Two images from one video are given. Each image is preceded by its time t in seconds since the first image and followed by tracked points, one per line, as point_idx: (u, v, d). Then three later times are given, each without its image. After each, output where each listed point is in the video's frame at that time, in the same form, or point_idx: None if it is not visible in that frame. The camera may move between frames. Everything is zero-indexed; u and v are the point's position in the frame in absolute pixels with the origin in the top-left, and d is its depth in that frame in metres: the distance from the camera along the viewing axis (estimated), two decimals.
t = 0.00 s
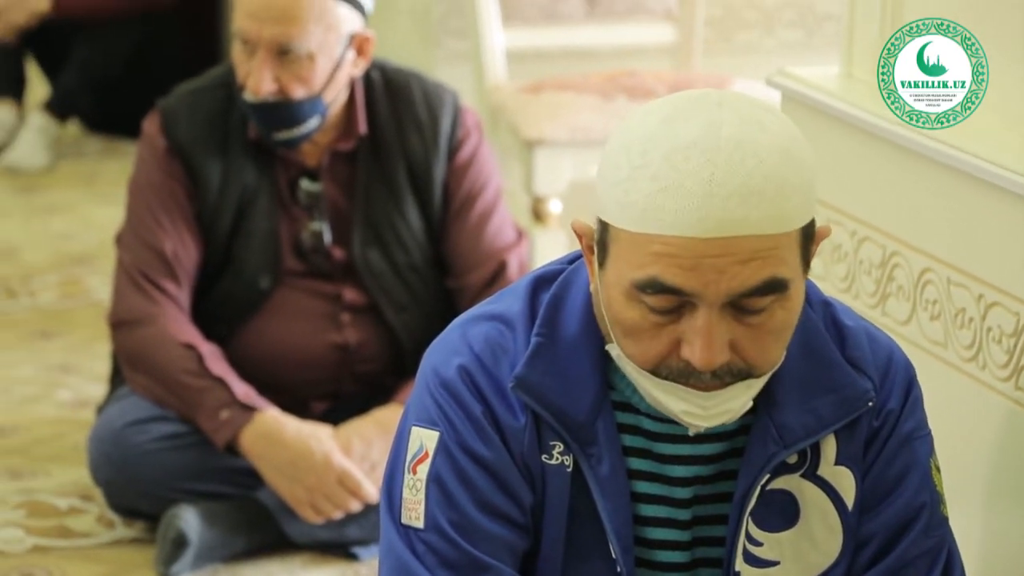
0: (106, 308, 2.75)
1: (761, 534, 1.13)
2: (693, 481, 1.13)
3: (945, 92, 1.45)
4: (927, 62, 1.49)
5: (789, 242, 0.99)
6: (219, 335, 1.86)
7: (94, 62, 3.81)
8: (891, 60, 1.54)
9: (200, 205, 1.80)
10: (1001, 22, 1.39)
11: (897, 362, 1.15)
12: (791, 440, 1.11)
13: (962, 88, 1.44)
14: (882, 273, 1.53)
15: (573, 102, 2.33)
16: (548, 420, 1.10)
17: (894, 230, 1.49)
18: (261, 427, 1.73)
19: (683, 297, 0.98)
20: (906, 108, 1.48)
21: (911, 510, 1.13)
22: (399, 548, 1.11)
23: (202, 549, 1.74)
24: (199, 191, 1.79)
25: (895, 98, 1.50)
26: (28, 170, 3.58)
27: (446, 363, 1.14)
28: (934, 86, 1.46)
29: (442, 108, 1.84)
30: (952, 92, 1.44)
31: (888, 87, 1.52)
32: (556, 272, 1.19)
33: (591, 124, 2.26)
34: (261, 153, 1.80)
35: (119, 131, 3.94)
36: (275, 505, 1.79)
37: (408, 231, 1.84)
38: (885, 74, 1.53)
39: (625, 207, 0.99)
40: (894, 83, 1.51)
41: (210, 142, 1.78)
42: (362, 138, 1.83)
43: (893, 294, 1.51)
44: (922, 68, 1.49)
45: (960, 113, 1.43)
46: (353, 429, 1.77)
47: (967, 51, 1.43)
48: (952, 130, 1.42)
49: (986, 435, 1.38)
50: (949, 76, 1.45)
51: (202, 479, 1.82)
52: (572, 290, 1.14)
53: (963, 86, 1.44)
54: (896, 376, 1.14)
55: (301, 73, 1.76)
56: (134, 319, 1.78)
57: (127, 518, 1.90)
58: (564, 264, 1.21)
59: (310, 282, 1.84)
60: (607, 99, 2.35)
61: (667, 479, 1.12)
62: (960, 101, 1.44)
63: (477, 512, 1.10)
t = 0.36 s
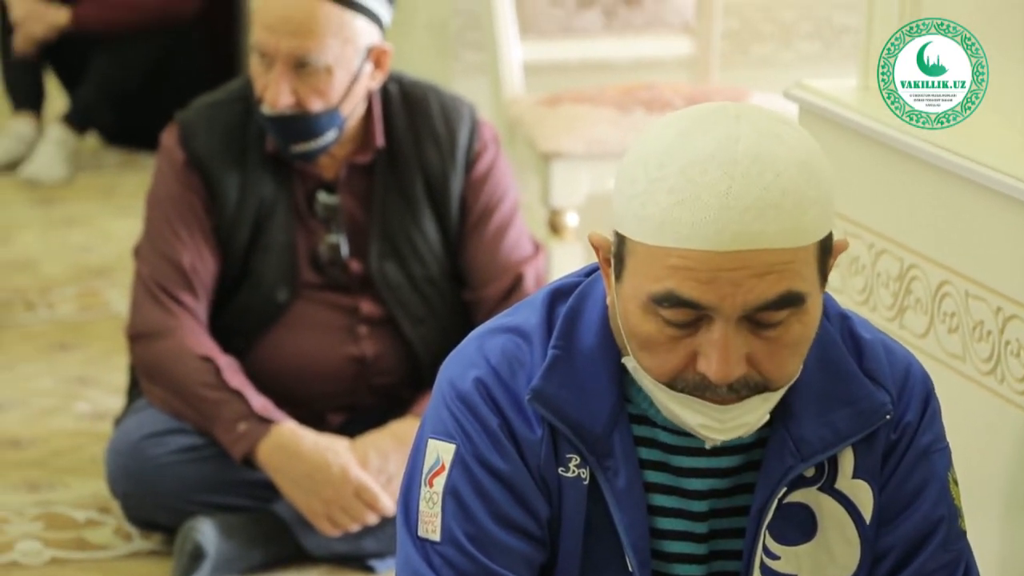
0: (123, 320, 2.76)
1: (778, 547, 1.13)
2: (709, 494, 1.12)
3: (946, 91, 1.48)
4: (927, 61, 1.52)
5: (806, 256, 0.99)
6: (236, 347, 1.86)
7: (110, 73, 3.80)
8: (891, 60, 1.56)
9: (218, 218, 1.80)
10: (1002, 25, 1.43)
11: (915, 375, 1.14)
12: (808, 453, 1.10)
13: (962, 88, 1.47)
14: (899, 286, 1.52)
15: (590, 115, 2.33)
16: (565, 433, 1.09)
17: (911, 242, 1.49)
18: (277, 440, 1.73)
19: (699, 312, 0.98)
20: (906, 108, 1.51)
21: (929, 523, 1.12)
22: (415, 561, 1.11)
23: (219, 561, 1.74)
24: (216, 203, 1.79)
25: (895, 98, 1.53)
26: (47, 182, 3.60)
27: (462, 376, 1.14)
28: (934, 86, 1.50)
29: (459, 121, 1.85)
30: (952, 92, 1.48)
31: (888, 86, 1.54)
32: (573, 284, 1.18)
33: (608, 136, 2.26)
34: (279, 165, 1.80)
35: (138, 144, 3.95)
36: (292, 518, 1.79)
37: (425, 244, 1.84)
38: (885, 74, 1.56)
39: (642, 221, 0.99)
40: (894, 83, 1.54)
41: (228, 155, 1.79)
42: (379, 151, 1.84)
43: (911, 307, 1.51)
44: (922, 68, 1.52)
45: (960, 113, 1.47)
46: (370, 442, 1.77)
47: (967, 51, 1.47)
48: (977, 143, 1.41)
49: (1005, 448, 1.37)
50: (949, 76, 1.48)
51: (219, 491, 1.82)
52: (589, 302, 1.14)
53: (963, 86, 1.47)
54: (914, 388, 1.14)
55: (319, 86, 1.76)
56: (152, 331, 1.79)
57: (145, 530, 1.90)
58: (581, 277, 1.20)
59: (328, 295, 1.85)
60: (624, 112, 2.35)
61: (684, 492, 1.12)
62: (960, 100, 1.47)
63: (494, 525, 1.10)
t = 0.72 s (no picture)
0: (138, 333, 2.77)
1: (792, 562, 1.12)
2: (724, 509, 1.12)
3: (946, 91, 1.50)
4: (927, 62, 1.53)
5: (821, 274, 0.98)
6: (250, 360, 1.86)
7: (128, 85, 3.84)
8: (892, 60, 1.57)
9: (232, 231, 1.80)
10: (1004, 25, 1.44)
11: (929, 390, 1.14)
12: (822, 468, 1.10)
13: (962, 88, 1.49)
14: (914, 300, 1.52)
15: (603, 129, 2.34)
16: (579, 448, 1.09)
17: (926, 256, 1.48)
18: (291, 453, 1.73)
19: (713, 331, 0.98)
20: (907, 108, 1.55)
21: (944, 539, 1.12)
22: None
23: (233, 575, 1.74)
24: (231, 216, 1.79)
25: (895, 98, 1.56)
26: (63, 196, 3.62)
27: (476, 390, 1.13)
28: (934, 86, 1.52)
29: (473, 135, 1.85)
30: (951, 92, 1.50)
31: (888, 86, 1.57)
32: (587, 299, 1.18)
33: (621, 149, 2.27)
34: (294, 179, 1.81)
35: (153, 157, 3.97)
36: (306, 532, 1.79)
37: (440, 258, 1.84)
38: (885, 74, 1.58)
39: (656, 238, 0.99)
40: (894, 83, 1.56)
41: (243, 168, 1.79)
42: (393, 164, 1.84)
43: (926, 321, 1.50)
44: (922, 68, 1.54)
45: (960, 113, 1.49)
46: (384, 455, 1.77)
47: (967, 51, 1.48)
48: (991, 154, 1.40)
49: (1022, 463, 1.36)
50: (949, 76, 1.50)
51: (233, 504, 1.83)
52: (604, 317, 1.14)
53: (963, 86, 1.49)
54: (929, 404, 1.13)
55: (334, 99, 1.77)
56: (167, 344, 1.79)
57: (159, 543, 1.91)
58: (595, 291, 1.20)
59: (342, 308, 1.85)
60: (638, 125, 2.35)
61: (699, 507, 1.12)
62: (960, 100, 1.49)
63: (507, 539, 1.10)
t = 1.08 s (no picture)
0: (150, 347, 2.78)
1: None
2: (736, 525, 1.12)
3: (946, 91, 1.52)
4: (928, 61, 1.53)
5: (831, 289, 0.98)
6: (263, 375, 1.86)
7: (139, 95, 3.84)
8: (892, 60, 1.55)
9: (244, 245, 1.81)
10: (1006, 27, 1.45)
11: (941, 405, 1.14)
12: (832, 484, 1.09)
13: (962, 89, 1.51)
14: (926, 314, 1.51)
15: (615, 143, 2.34)
16: (590, 463, 1.09)
17: (938, 271, 1.48)
18: (303, 467, 1.73)
19: (723, 347, 0.98)
20: (907, 107, 1.56)
21: (955, 555, 1.12)
22: None
23: None
24: (243, 230, 1.80)
25: (896, 98, 1.57)
26: (75, 211, 3.64)
27: (488, 406, 1.13)
28: (934, 86, 1.54)
29: (485, 149, 1.85)
30: (951, 92, 1.52)
31: (888, 86, 1.57)
32: (599, 314, 1.18)
33: (633, 163, 2.27)
34: (305, 193, 1.81)
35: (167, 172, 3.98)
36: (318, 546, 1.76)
37: (451, 272, 1.84)
38: (885, 73, 1.57)
39: (666, 254, 0.99)
40: (895, 83, 1.56)
41: (254, 183, 1.80)
42: (405, 178, 1.84)
43: (938, 335, 1.50)
44: (923, 68, 1.53)
45: (960, 113, 1.52)
46: (395, 469, 1.77)
47: (967, 51, 1.49)
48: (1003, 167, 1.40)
49: None
50: (949, 76, 1.51)
51: (246, 519, 1.83)
52: (615, 332, 1.13)
53: (963, 86, 1.50)
54: (940, 419, 1.13)
55: (345, 113, 1.78)
56: (179, 358, 1.80)
57: (171, 558, 1.91)
58: (606, 306, 1.20)
59: (354, 322, 1.85)
60: (649, 139, 2.36)
61: (711, 522, 1.12)
62: (960, 100, 1.51)
63: (519, 555, 1.10)
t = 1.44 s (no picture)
0: (159, 361, 2.78)
1: None
2: (744, 540, 1.12)
3: (946, 91, 1.53)
4: (927, 61, 1.54)
5: (839, 306, 0.98)
6: (272, 389, 1.87)
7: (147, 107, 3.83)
8: (892, 60, 1.56)
9: (253, 260, 1.81)
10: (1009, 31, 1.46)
11: (950, 421, 1.13)
12: (841, 499, 1.09)
13: (962, 88, 1.52)
14: (935, 329, 1.51)
15: (625, 158, 2.34)
16: (599, 479, 1.09)
17: (948, 285, 1.48)
18: (312, 481, 1.73)
19: (731, 365, 0.98)
20: (907, 108, 1.57)
21: (965, 571, 1.11)
22: None
23: None
24: (252, 244, 1.80)
25: (895, 98, 1.58)
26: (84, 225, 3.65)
27: (497, 421, 1.13)
28: (934, 86, 1.54)
29: (493, 164, 1.85)
30: (952, 92, 1.53)
31: (888, 85, 1.58)
32: (608, 329, 1.18)
33: (642, 178, 2.27)
34: (314, 208, 1.82)
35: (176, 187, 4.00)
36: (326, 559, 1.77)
37: (460, 286, 1.84)
38: (885, 74, 1.57)
39: (673, 272, 0.99)
40: (894, 83, 1.57)
41: (263, 197, 1.80)
42: (413, 193, 1.84)
43: (947, 350, 1.49)
44: (923, 68, 1.54)
45: (960, 113, 1.53)
46: (404, 484, 1.77)
47: (967, 51, 1.51)
48: (1015, 184, 1.40)
49: None
50: (949, 76, 1.52)
51: (254, 533, 1.83)
52: (624, 347, 1.13)
53: (963, 86, 1.51)
54: (949, 435, 1.13)
55: (354, 128, 1.78)
56: (188, 373, 1.80)
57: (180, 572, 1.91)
58: (615, 321, 1.20)
59: (363, 337, 1.85)
60: (659, 153, 2.36)
61: (719, 538, 1.11)
62: (960, 100, 1.53)
63: (528, 570, 1.10)
